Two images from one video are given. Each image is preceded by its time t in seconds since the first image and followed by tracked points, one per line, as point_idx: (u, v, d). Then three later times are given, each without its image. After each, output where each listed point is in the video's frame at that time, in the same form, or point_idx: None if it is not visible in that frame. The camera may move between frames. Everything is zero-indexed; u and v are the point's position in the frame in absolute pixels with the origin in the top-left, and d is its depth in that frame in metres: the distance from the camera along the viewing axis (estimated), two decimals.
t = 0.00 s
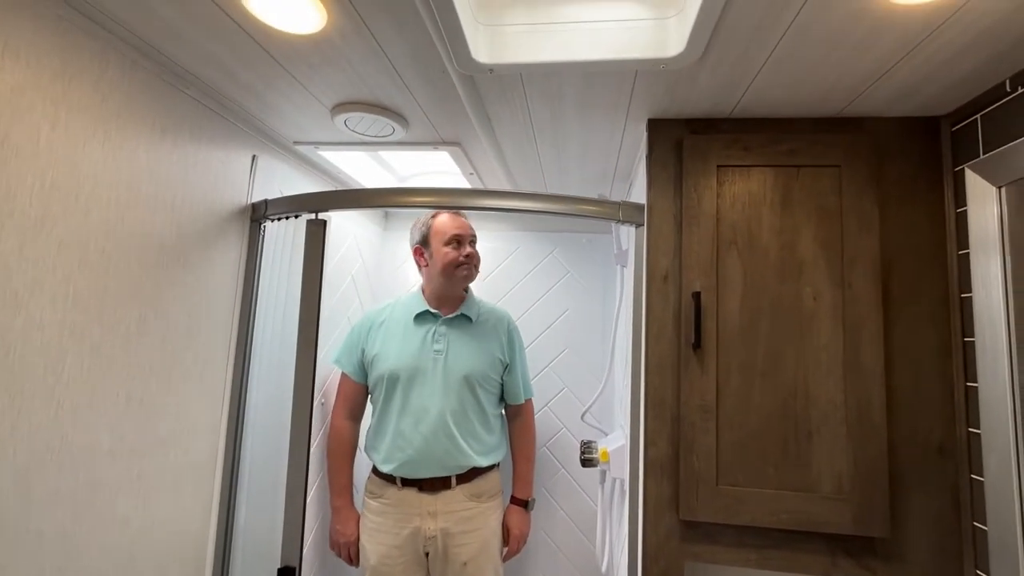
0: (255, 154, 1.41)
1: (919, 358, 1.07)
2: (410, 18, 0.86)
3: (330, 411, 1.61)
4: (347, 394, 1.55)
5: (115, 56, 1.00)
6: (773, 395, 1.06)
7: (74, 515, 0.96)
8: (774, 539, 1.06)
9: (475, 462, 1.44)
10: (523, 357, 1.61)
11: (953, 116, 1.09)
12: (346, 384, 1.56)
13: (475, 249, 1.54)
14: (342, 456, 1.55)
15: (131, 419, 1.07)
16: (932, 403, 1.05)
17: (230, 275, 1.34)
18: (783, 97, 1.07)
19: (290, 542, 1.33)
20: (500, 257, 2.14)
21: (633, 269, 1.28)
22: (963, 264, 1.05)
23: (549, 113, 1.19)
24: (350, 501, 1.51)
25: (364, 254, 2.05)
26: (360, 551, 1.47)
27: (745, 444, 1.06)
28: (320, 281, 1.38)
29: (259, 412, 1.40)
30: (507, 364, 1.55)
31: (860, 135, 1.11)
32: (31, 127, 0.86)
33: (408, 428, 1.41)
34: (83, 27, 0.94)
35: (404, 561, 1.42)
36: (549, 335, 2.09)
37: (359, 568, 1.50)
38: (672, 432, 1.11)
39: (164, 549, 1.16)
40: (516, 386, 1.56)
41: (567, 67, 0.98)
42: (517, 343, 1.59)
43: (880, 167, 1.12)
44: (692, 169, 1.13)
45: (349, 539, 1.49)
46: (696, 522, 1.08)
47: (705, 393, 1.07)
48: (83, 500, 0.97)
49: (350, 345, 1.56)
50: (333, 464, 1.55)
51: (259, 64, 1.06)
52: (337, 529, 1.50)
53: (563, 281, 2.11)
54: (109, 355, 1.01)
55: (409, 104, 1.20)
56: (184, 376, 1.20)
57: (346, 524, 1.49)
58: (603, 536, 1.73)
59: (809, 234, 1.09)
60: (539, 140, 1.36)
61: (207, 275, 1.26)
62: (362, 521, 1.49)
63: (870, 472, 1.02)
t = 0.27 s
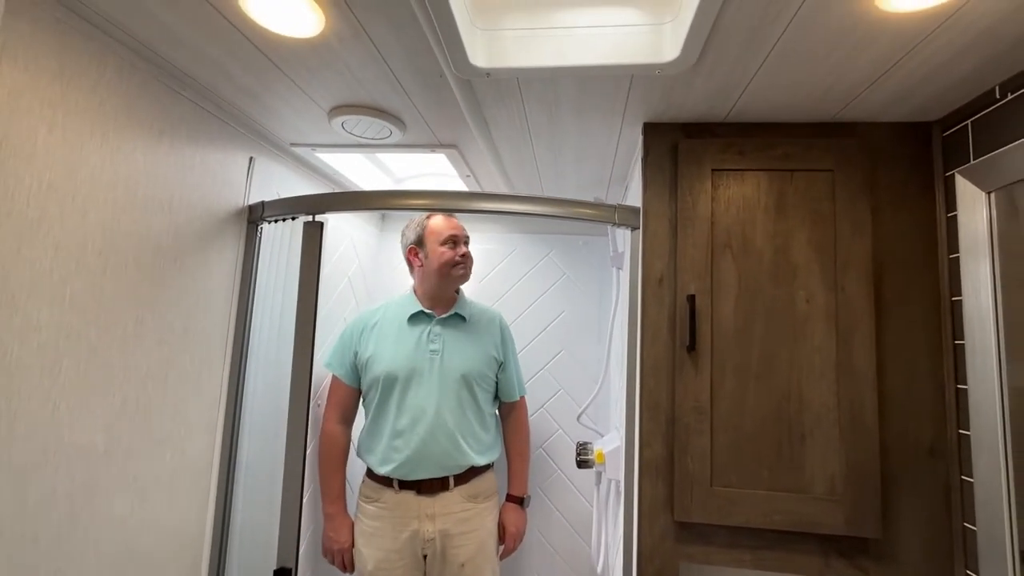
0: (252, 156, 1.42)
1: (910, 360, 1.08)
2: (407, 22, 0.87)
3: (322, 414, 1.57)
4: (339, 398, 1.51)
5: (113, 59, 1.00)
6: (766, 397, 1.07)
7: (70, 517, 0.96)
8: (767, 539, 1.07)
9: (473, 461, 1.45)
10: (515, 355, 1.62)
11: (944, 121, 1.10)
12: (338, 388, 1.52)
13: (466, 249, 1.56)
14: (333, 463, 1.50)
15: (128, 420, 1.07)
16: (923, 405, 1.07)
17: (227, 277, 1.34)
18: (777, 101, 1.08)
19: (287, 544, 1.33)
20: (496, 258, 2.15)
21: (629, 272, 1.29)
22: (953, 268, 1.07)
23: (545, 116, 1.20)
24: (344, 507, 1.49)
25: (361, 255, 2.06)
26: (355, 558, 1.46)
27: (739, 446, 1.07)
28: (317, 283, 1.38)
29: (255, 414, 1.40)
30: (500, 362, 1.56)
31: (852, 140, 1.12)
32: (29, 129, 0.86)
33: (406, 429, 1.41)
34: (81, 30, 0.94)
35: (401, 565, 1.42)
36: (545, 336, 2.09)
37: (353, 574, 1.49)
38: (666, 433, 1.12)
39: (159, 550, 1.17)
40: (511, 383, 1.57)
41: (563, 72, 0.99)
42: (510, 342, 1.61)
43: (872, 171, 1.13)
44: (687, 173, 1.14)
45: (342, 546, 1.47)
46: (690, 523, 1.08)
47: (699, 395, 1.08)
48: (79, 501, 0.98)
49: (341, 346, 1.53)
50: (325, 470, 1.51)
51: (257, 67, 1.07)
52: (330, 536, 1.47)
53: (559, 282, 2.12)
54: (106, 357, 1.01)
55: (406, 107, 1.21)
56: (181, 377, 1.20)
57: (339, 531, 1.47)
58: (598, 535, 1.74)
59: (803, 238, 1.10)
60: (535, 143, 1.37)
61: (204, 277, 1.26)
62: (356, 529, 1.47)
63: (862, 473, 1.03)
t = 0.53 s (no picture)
0: (248, 154, 1.41)
1: (903, 360, 1.09)
2: (405, 22, 0.87)
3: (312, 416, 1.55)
4: (331, 399, 1.49)
5: (107, 56, 1.00)
6: (761, 397, 1.08)
7: (63, 517, 0.95)
8: (762, 538, 1.08)
9: (468, 459, 1.45)
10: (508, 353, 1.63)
11: (937, 123, 1.11)
12: (329, 388, 1.51)
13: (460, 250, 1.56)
14: (326, 464, 1.48)
15: (121, 420, 1.07)
16: (916, 404, 1.07)
17: (222, 275, 1.33)
18: (772, 103, 1.09)
19: (282, 543, 1.33)
20: (492, 258, 2.15)
21: (625, 272, 1.29)
22: (946, 269, 1.08)
23: (542, 116, 1.20)
24: (336, 509, 1.48)
25: (356, 255, 2.05)
26: (347, 559, 1.46)
27: (734, 445, 1.07)
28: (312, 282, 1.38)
29: (250, 413, 1.39)
30: (493, 360, 1.56)
31: (847, 141, 1.13)
32: (22, 127, 0.86)
33: (401, 429, 1.40)
34: (75, 28, 0.93)
35: (397, 564, 1.41)
36: (541, 336, 2.10)
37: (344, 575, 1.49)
38: (662, 433, 1.12)
39: (154, 550, 1.16)
40: (504, 381, 1.58)
41: (560, 72, 0.99)
42: (502, 340, 1.61)
43: (867, 172, 1.14)
44: (683, 173, 1.15)
45: (335, 548, 1.46)
46: (686, 522, 1.09)
47: (694, 395, 1.09)
48: (73, 501, 0.97)
49: (333, 345, 1.51)
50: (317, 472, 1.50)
51: (254, 65, 1.06)
52: (322, 538, 1.47)
53: (555, 282, 2.12)
54: (100, 357, 1.01)
55: (403, 106, 1.21)
56: (175, 376, 1.20)
57: (331, 533, 1.46)
58: (594, 535, 1.74)
59: (797, 239, 1.11)
60: (532, 143, 1.37)
61: (199, 276, 1.26)
62: (349, 530, 1.47)
63: (856, 473, 1.04)
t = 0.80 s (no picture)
0: (244, 152, 1.40)
1: (898, 359, 1.10)
2: (403, 20, 0.86)
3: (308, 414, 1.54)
4: (326, 397, 1.48)
5: (102, 52, 0.99)
6: (757, 396, 1.08)
7: (58, 516, 0.95)
8: (757, 537, 1.09)
9: (462, 457, 1.45)
10: (503, 352, 1.62)
11: (934, 124, 1.12)
12: (325, 386, 1.50)
13: (448, 257, 1.51)
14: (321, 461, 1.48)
15: (116, 418, 1.06)
16: (910, 404, 1.08)
17: (218, 273, 1.33)
18: (770, 103, 1.09)
19: (278, 542, 1.33)
20: (490, 256, 2.15)
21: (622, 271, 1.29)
22: (942, 269, 1.08)
23: (540, 115, 1.20)
24: (330, 507, 1.48)
25: (353, 253, 2.05)
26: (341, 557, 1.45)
27: (729, 444, 1.08)
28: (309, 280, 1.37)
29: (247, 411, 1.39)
30: (489, 358, 1.56)
31: (844, 141, 1.13)
32: (17, 124, 0.85)
33: (396, 427, 1.40)
34: (70, 24, 0.92)
35: (391, 563, 1.41)
36: (538, 334, 2.10)
37: (339, 573, 1.49)
38: (658, 432, 1.13)
39: (149, 549, 1.16)
40: (500, 380, 1.58)
41: (559, 71, 0.99)
42: (498, 338, 1.60)
43: (864, 172, 1.14)
44: (681, 172, 1.15)
45: (329, 545, 1.46)
46: (681, 520, 1.09)
47: (691, 394, 1.09)
48: (68, 500, 0.97)
49: (327, 342, 1.51)
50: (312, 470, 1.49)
51: (250, 62, 1.06)
52: (316, 535, 1.47)
53: (553, 280, 2.12)
54: (95, 355, 1.00)
55: (401, 104, 1.20)
56: (171, 374, 1.19)
57: (326, 531, 1.46)
58: (590, 534, 1.75)
59: (794, 238, 1.11)
60: (530, 141, 1.37)
61: (195, 273, 1.25)
62: (343, 528, 1.46)
63: (851, 471, 1.04)
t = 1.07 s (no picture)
0: (239, 145, 1.39)
1: (896, 355, 1.10)
2: (400, 11, 0.85)
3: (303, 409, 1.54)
4: (321, 393, 1.48)
5: (94, 42, 0.97)
6: (754, 392, 1.08)
7: (50, 512, 0.94)
8: (754, 532, 1.09)
9: (456, 454, 1.44)
10: (500, 348, 1.60)
11: (932, 120, 1.12)
12: (319, 382, 1.49)
13: (436, 250, 1.49)
14: (317, 455, 1.47)
15: (109, 414, 1.05)
16: (907, 400, 1.08)
17: (212, 267, 1.32)
18: (768, 98, 1.09)
19: (273, 538, 1.32)
20: (487, 252, 2.14)
21: (620, 266, 1.29)
22: (939, 265, 1.08)
23: (538, 109, 1.19)
24: (325, 503, 1.47)
25: (349, 248, 2.04)
26: (336, 553, 1.45)
27: (726, 440, 1.08)
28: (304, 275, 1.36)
29: (242, 407, 1.38)
30: (485, 355, 1.54)
31: (842, 137, 1.13)
32: (6, 115, 0.84)
33: (389, 423, 1.40)
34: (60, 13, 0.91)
35: (385, 559, 1.41)
36: (535, 330, 2.09)
37: (334, 569, 1.48)
38: (656, 428, 1.12)
39: (143, 546, 1.15)
40: (495, 377, 1.57)
41: (557, 64, 0.98)
42: (495, 334, 1.59)
43: (862, 168, 1.14)
44: (680, 167, 1.14)
45: (324, 541, 1.45)
46: (678, 516, 1.09)
47: (688, 390, 1.09)
48: (60, 497, 0.96)
49: (322, 338, 1.50)
50: (307, 465, 1.49)
51: (244, 54, 1.04)
52: (311, 531, 1.46)
53: (551, 276, 2.11)
54: (87, 351, 0.99)
55: (397, 98, 1.19)
56: (165, 369, 1.18)
57: (321, 526, 1.46)
58: (587, 531, 1.75)
59: (793, 234, 1.11)
60: (527, 135, 1.36)
61: (189, 268, 1.24)
62: (338, 523, 1.46)
63: (847, 467, 1.05)
